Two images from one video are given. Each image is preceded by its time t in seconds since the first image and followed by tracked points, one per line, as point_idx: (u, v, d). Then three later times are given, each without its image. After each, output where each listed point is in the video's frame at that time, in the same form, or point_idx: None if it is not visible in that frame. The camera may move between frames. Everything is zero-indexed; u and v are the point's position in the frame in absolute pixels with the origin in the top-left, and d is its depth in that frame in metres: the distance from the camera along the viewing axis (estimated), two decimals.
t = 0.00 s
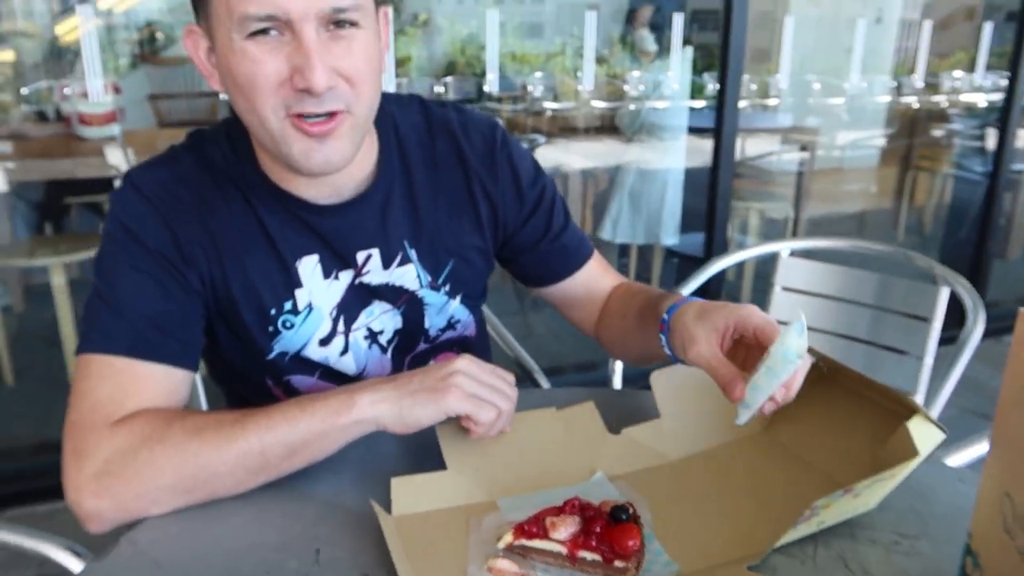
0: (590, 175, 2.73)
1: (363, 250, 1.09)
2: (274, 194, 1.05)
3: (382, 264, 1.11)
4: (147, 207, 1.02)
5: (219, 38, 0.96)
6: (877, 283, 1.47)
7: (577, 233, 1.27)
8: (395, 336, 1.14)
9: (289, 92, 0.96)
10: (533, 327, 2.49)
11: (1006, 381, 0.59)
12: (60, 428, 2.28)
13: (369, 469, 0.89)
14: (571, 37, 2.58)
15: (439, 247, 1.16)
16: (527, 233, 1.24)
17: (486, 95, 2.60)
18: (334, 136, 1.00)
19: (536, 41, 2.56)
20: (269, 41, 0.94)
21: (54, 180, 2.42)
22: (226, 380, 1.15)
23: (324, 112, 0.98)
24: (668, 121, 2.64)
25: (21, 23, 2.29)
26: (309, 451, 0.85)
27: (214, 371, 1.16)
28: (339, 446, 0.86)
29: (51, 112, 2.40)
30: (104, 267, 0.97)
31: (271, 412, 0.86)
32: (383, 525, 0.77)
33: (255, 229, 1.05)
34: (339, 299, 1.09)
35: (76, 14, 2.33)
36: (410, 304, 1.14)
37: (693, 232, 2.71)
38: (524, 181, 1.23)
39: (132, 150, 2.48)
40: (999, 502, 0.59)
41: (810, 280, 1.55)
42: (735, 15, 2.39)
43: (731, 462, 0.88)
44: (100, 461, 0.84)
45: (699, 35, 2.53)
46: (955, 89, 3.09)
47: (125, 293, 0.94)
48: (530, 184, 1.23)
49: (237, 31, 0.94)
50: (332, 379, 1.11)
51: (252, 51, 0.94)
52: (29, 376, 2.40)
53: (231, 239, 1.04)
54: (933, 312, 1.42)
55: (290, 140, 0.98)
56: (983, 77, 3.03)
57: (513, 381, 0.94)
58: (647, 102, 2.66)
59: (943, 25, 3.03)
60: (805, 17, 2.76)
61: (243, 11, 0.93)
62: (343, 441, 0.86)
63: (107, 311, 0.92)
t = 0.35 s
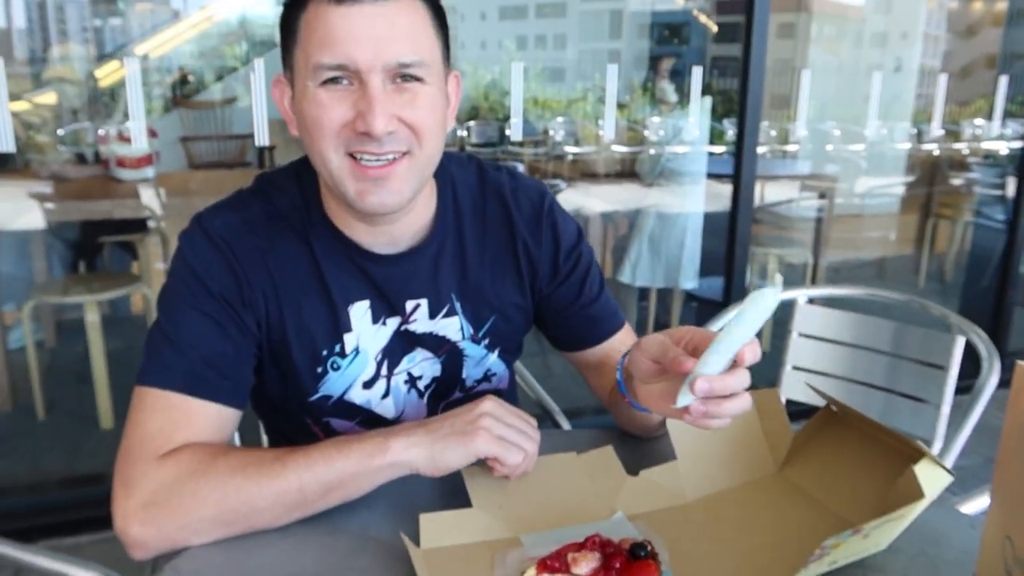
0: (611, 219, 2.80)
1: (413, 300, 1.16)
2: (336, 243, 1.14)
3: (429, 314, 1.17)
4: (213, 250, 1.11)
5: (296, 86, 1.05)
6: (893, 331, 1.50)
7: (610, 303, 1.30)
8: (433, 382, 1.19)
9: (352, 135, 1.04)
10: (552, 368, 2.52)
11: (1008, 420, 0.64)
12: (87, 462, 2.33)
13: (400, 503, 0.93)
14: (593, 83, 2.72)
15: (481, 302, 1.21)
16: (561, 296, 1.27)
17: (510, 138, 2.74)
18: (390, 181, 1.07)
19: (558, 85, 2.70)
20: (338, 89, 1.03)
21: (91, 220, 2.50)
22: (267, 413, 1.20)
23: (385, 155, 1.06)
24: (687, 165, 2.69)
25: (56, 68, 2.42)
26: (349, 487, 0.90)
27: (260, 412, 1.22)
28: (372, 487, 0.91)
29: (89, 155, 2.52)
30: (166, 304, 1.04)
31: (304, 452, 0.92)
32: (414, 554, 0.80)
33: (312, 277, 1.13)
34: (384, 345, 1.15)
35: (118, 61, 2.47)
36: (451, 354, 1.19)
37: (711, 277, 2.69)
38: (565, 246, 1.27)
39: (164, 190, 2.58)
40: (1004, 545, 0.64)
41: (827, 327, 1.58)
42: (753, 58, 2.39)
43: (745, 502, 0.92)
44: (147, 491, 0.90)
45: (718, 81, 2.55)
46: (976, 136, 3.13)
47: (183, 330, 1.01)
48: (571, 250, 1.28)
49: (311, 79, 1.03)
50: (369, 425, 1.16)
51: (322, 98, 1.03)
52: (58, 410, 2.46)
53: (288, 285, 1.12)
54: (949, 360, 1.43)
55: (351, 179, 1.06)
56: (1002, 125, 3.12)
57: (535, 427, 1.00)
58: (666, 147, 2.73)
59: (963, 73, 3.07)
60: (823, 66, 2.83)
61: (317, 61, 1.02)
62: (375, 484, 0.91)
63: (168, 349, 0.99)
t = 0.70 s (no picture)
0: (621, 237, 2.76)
1: (446, 320, 1.19)
2: (373, 262, 1.16)
3: (461, 335, 1.20)
4: (244, 266, 1.12)
5: (348, 101, 1.07)
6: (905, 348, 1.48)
7: (647, 326, 1.32)
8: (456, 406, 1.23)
9: (399, 154, 1.05)
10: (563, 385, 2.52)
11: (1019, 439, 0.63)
12: (98, 477, 2.34)
13: (405, 518, 0.94)
14: (603, 103, 2.68)
15: (515, 323, 1.24)
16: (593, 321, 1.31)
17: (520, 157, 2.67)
18: (434, 201, 1.07)
19: (569, 105, 2.66)
20: (390, 107, 1.04)
21: (105, 239, 2.54)
22: (285, 428, 1.24)
23: (431, 177, 1.06)
24: (698, 184, 2.70)
25: (75, 88, 2.44)
26: (343, 507, 0.89)
27: (276, 420, 1.25)
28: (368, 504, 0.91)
29: (105, 174, 2.54)
30: (190, 321, 1.05)
31: (301, 471, 0.92)
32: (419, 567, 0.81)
33: (346, 296, 1.16)
34: (413, 365, 1.18)
35: (134, 82, 2.48)
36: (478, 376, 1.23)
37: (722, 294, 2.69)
38: (600, 272, 1.32)
39: (177, 209, 2.59)
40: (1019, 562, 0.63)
41: (839, 344, 1.57)
42: (763, 76, 2.41)
43: (755, 520, 0.91)
44: (148, 507, 0.92)
45: (729, 100, 2.57)
46: (990, 154, 3.13)
47: (207, 350, 1.02)
48: (605, 278, 1.32)
49: (363, 95, 1.04)
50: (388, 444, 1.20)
51: (373, 113, 1.04)
52: (70, 426, 2.47)
53: (319, 304, 1.14)
54: (962, 377, 1.41)
55: (394, 198, 1.06)
56: (1014, 143, 3.15)
57: (501, 410, 0.92)
58: (677, 165, 2.74)
59: (977, 91, 3.07)
60: (834, 83, 2.83)
61: (370, 76, 1.03)
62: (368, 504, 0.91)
63: (189, 367, 1.00)
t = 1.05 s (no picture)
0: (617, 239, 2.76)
1: (454, 327, 1.18)
2: (381, 272, 1.16)
3: (469, 341, 1.19)
4: (246, 276, 1.11)
5: (362, 124, 1.04)
6: (902, 349, 1.48)
7: (654, 330, 1.32)
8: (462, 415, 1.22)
9: (412, 185, 1.02)
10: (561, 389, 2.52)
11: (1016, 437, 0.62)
12: (93, 485, 2.33)
13: (401, 522, 0.93)
14: (599, 105, 2.68)
15: (528, 330, 1.24)
16: (605, 326, 1.30)
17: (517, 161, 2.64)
18: (447, 233, 1.05)
19: (565, 109, 2.65)
20: (404, 134, 1.01)
21: (101, 245, 2.51)
22: (287, 436, 1.24)
23: (444, 209, 1.04)
24: (693, 187, 2.70)
25: (72, 96, 2.44)
26: (314, 526, 0.86)
27: (279, 428, 1.24)
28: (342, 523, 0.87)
29: (101, 180, 2.53)
30: (187, 334, 1.05)
31: (271, 488, 0.90)
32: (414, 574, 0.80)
33: (355, 305, 1.15)
34: (424, 375, 1.18)
35: (130, 88, 2.47)
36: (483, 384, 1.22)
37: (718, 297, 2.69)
38: (613, 273, 1.30)
39: (174, 214, 2.60)
40: (1015, 563, 0.62)
41: (836, 345, 1.56)
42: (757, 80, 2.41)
43: (752, 522, 0.91)
44: (134, 516, 0.92)
45: (726, 103, 2.56)
46: (986, 155, 3.13)
47: (206, 366, 1.02)
48: (619, 280, 1.30)
49: (376, 120, 1.02)
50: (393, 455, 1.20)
51: (386, 140, 1.02)
52: (65, 434, 2.46)
53: (325, 315, 1.14)
54: (961, 378, 1.40)
55: (406, 229, 1.04)
56: (1010, 144, 3.15)
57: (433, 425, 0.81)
58: (674, 168, 2.73)
59: (974, 93, 3.07)
60: (831, 85, 2.83)
61: (384, 102, 1.00)
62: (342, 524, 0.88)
63: (184, 381, 1.01)
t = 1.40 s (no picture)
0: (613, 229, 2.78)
1: (443, 320, 1.18)
2: (367, 265, 1.15)
3: (458, 333, 1.20)
4: (235, 268, 1.11)
5: (344, 122, 1.04)
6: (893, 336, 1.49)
7: (644, 320, 1.33)
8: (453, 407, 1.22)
9: (394, 184, 1.03)
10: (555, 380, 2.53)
11: (1004, 424, 0.63)
12: (87, 481, 2.32)
13: (395, 513, 0.94)
14: (591, 97, 2.73)
15: (518, 322, 1.24)
16: (594, 316, 1.31)
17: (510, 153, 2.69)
18: (430, 231, 1.06)
19: (557, 100, 2.70)
20: (385, 135, 1.01)
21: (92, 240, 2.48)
22: (278, 428, 1.24)
23: (427, 207, 1.04)
24: (686, 178, 2.69)
25: (61, 89, 2.46)
26: (305, 522, 0.86)
27: (270, 419, 1.24)
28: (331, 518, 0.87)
29: (90, 175, 2.56)
30: (177, 328, 1.05)
31: (263, 484, 0.89)
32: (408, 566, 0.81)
33: (344, 297, 1.15)
34: (412, 367, 1.18)
35: (119, 82, 2.52)
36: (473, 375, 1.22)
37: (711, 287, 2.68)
38: (602, 264, 1.31)
39: (164, 210, 2.54)
40: (1002, 546, 0.63)
41: (826, 334, 1.57)
42: (748, 69, 2.39)
43: (744, 509, 0.91)
44: (128, 507, 0.93)
45: (717, 94, 2.55)
46: (977, 144, 3.11)
47: (195, 359, 1.02)
48: (607, 271, 1.31)
49: (358, 120, 1.01)
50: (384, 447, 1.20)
51: (367, 140, 1.01)
52: (58, 430, 2.45)
53: (314, 307, 1.13)
54: (951, 365, 1.41)
55: (390, 227, 1.05)
56: (1002, 133, 3.08)
57: (432, 424, 0.81)
58: (666, 160, 2.72)
59: (966, 81, 3.08)
60: (824, 74, 2.83)
61: (364, 104, 1.00)
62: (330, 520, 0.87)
63: (176, 374, 1.01)
